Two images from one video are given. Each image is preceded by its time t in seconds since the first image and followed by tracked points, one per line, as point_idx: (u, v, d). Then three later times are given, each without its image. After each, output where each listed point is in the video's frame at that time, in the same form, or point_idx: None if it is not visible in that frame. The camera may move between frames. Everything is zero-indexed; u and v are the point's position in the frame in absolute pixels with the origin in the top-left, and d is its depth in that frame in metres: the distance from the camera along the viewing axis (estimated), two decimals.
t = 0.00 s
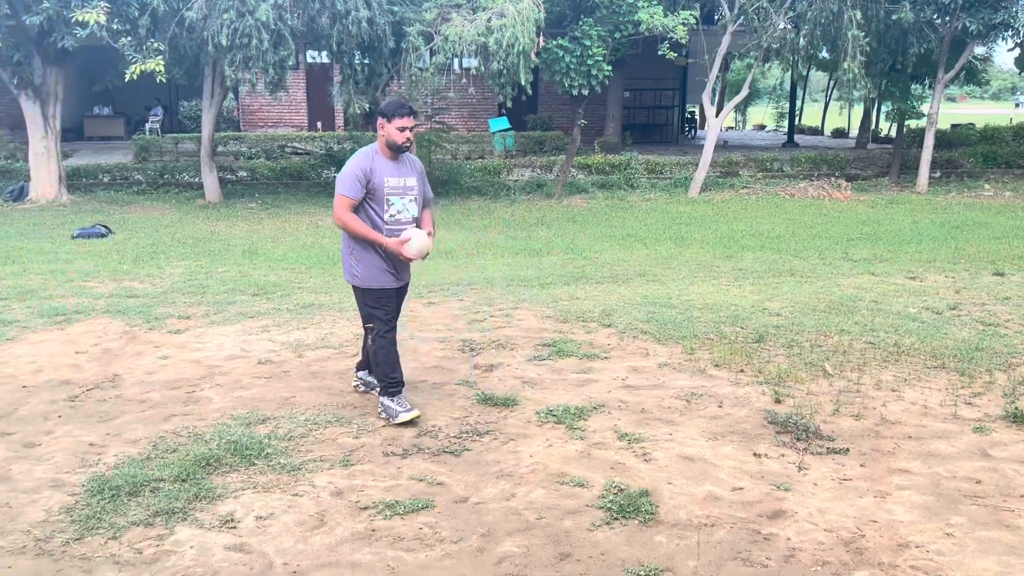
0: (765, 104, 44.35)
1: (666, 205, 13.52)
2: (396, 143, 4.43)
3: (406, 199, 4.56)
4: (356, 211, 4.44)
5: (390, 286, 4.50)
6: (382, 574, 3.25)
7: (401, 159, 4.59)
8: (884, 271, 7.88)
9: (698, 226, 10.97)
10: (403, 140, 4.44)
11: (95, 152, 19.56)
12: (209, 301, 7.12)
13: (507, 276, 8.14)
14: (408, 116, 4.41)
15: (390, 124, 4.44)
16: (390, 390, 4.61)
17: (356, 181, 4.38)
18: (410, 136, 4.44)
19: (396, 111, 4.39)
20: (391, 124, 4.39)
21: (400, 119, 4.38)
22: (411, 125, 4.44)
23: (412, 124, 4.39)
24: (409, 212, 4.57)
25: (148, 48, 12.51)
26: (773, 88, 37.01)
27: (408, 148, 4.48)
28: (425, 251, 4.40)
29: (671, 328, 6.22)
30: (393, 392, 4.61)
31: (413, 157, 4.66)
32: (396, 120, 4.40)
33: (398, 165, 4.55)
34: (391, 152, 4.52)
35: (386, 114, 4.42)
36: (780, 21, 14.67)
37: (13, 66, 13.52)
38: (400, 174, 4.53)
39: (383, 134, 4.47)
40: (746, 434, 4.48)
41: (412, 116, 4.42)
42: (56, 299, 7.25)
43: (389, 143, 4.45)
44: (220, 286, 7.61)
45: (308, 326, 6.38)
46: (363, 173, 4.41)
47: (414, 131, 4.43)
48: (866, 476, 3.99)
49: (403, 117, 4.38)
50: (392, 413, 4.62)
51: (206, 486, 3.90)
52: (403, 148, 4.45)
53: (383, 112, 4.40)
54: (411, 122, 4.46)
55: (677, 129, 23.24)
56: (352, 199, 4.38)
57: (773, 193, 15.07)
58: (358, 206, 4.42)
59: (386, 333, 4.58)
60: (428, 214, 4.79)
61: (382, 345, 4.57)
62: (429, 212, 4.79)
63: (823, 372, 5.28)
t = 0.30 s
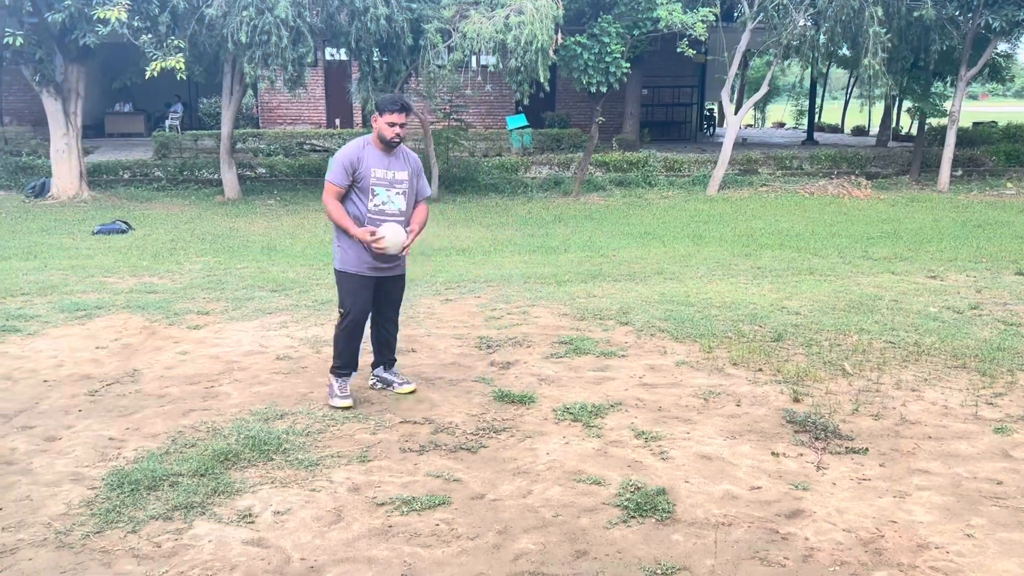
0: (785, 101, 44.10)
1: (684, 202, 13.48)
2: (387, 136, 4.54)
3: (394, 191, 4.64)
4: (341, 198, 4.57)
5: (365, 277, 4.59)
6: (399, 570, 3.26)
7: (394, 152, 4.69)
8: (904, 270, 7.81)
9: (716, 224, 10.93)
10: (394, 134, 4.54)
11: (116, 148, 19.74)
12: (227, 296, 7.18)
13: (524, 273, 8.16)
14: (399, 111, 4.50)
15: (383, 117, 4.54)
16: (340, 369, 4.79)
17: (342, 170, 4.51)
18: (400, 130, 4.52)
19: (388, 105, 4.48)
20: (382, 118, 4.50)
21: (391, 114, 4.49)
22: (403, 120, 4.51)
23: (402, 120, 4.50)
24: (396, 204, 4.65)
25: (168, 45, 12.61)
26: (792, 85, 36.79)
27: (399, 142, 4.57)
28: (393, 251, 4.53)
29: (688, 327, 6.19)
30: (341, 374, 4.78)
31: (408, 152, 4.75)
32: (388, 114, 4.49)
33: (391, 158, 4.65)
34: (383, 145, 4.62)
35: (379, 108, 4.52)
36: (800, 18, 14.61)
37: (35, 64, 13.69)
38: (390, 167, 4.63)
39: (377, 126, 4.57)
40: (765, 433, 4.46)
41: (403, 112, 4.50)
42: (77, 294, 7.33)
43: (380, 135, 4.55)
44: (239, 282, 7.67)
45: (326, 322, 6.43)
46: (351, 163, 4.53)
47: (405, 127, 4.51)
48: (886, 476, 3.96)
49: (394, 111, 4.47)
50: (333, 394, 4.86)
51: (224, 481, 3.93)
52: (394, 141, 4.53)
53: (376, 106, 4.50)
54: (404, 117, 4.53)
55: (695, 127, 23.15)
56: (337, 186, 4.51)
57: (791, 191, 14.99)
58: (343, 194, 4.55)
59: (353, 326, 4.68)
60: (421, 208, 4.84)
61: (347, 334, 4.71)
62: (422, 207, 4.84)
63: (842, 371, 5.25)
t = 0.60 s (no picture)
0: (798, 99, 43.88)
1: (695, 200, 13.45)
2: (352, 137, 4.60)
3: (364, 191, 4.71)
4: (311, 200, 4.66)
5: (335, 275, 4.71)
6: (408, 566, 3.27)
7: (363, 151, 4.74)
8: (917, 269, 7.76)
9: (728, 221, 10.89)
10: (359, 134, 4.59)
11: (129, 145, 19.86)
12: (239, 293, 7.22)
13: (534, 270, 8.16)
14: (362, 111, 4.55)
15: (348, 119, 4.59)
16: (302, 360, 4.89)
17: (310, 172, 4.58)
18: (364, 130, 4.58)
19: (351, 107, 4.53)
20: (346, 119, 4.56)
21: (355, 114, 4.54)
22: (366, 120, 4.57)
23: (366, 120, 4.55)
24: (367, 203, 4.73)
25: (180, 43, 12.66)
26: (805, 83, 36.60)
27: (364, 142, 4.63)
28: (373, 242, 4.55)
29: (699, 325, 6.18)
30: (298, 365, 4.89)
31: (377, 150, 4.80)
32: (351, 115, 4.55)
33: (359, 157, 4.71)
34: (350, 145, 4.68)
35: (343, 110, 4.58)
36: (813, 15, 14.55)
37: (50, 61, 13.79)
38: (358, 166, 4.69)
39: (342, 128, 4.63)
40: (775, 431, 4.44)
41: (366, 112, 4.55)
42: (90, 290, 7.38)
43: (345, 136, 4.61)
44: (250, 279, 7.70)
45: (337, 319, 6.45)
46: (320, 164, 4.60)
47: (369, 127, 4.57)
48: (897, 475, 3.94)
49: (357, 113, 4.53)
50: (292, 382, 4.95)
51: (235, 477, 3.95)
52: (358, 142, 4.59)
53: (340, 108, 4.56)
54: (368, 117, 4.59)
55: (707, 124, 23.08)
56: (305, 189, 4.59)
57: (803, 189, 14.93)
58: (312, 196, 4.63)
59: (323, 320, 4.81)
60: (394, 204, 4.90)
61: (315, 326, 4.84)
62: (394, 203, 4.89)
63: (854, 370, 5.23)
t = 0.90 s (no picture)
0: (806, 97, 43.76)
1: (702, 199, 13.41)
2: (318, 133, 4.58)
3: (333, 189, 4.67)
4: (283, 199, 4.69)
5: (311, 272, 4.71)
6: (414, 564, 3.27)
7: (335, 148, 4.71)
8: (925, 268, 7.73)
9: (735, 220, 10.88)
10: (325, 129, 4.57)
11: (137, 143, 19.91)
12: (246, 291, 7.24)
13: (541, 268, 8.17)
14: (326, 106, 4.53)
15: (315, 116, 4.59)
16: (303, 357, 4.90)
17: (278, 171, 4.61)
18: (331, 126, 4.56)
19: (316, 103, 4.53)
20: (311, 114, 4.56)
21: (320, 109, 4.53)
22: (331, 115, 4.55)
23: (330, 113, 4.53)
24: (337, 201, 4.68)
25: (188, 41, 12.69)
26: (813, 81, 36.48)
27: (331, 138, 4.60)
28: (332, 250, 4.55)
29: (706, 323, 6.17)
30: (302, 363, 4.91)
31: (351, 147, 4.75)
32: (317, 111, 4.55)
33: (330, 155, 4.68)
34: (321, 142, 4.66)
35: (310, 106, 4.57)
36: (821, 13, 14.60)
37: (58, 59, 13.85)
38: (329, 163, 4.67)
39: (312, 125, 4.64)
40: (782, 430, 4.43)
41: (331, 106, 4.53)
42: (97, 287, 7.41)
43: (314, 134, 4.61)
44: (258, 276, 7.72)
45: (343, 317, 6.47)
46: (287, 161, 4.61)
47: (334, 121, 4.55)
48: (905, 475, 3.93)
49: (321, 108, 4.52)
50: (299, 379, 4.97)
51: (242, 474, 3.97)
52: (325, 138, 4.57)
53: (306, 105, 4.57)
54: (334, 112, 4.57)
55: (715, 122, 23.04)
56: (274, 188, 4.62)
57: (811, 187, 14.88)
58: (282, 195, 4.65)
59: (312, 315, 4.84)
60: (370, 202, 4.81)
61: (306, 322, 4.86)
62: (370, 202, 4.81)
63: (861, 369, 5.21)
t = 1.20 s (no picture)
0: (810, 97, 43.67)
1: (706, 198, 13.39)
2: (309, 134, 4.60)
3: (325, 188, 4.63)
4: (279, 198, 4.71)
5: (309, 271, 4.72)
6: (418, 563, 3.27)
7: (330, 147, 4.68)
8: (929, 268, 7.71)
9: (739, 219, 10.87)
10: (315, 130, 4.57)
11: (141, 142, 19.94)
12: (250, 289, 7.25)
13: (544, 267, 8.17)
14: (315, 106, 4.52)
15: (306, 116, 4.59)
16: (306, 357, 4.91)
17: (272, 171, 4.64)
18: (320, 125, 4.54)
19: (305, 104, 4.52)
20: (303, 116, 4.56)
21: (309, 109, 4.54)
22: (320, 115, 4.53)
23: (319, 113, 4.51)
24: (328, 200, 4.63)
25: (193, 39, 12.70)
26: (817, 81, 36.43)
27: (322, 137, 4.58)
28: (306, 225, 4.45)
29: (709, 322, 6.17)
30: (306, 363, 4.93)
31: (347, 147, 4.70)
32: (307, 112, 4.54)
33: (324, 154, 4.65)
34: (315, 143, 4.65)
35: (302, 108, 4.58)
36: (825, 12, 14.61)
37: (62, 58, 13.87)
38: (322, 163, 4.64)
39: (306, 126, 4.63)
40: (786, 430, 4.43)
41: (319, 106, 4.51)
42: (102, 286, 7.42)
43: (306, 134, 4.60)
44: (261, 275, 7.73)
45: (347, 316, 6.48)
46: (281, 160, 4.66)
47: (323, 121, 4.52)
48: (909, 474, 3.92)
49: (309, 108, 4.50)
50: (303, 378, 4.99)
51: (246, 472, 3.97)
52: (316, 137, 4.56)
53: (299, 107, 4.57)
54: (324, 113, 4.55)
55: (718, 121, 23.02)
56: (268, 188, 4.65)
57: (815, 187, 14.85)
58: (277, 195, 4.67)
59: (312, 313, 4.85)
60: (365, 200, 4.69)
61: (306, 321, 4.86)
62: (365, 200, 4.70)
63: (865, 369, 5.21)
